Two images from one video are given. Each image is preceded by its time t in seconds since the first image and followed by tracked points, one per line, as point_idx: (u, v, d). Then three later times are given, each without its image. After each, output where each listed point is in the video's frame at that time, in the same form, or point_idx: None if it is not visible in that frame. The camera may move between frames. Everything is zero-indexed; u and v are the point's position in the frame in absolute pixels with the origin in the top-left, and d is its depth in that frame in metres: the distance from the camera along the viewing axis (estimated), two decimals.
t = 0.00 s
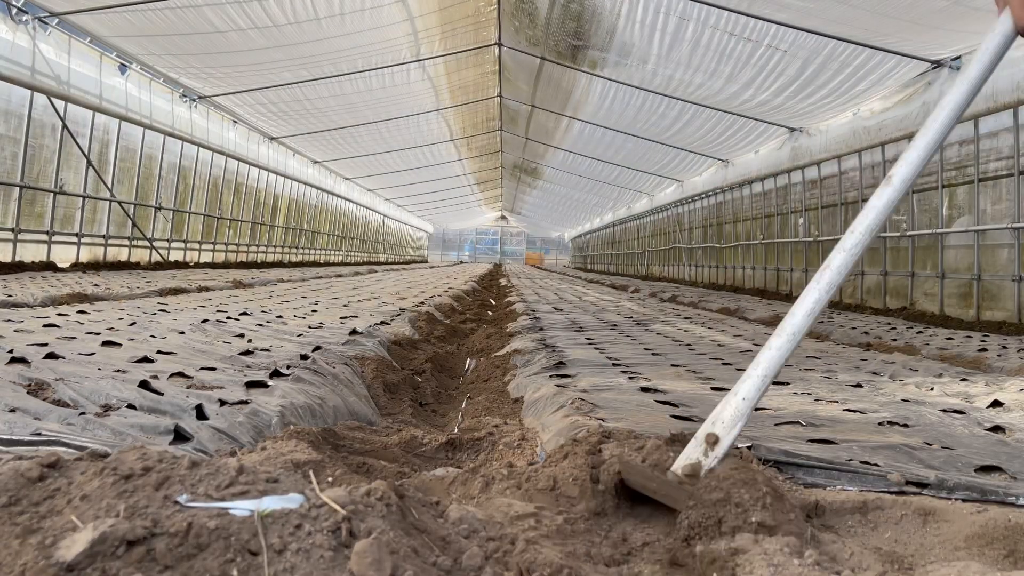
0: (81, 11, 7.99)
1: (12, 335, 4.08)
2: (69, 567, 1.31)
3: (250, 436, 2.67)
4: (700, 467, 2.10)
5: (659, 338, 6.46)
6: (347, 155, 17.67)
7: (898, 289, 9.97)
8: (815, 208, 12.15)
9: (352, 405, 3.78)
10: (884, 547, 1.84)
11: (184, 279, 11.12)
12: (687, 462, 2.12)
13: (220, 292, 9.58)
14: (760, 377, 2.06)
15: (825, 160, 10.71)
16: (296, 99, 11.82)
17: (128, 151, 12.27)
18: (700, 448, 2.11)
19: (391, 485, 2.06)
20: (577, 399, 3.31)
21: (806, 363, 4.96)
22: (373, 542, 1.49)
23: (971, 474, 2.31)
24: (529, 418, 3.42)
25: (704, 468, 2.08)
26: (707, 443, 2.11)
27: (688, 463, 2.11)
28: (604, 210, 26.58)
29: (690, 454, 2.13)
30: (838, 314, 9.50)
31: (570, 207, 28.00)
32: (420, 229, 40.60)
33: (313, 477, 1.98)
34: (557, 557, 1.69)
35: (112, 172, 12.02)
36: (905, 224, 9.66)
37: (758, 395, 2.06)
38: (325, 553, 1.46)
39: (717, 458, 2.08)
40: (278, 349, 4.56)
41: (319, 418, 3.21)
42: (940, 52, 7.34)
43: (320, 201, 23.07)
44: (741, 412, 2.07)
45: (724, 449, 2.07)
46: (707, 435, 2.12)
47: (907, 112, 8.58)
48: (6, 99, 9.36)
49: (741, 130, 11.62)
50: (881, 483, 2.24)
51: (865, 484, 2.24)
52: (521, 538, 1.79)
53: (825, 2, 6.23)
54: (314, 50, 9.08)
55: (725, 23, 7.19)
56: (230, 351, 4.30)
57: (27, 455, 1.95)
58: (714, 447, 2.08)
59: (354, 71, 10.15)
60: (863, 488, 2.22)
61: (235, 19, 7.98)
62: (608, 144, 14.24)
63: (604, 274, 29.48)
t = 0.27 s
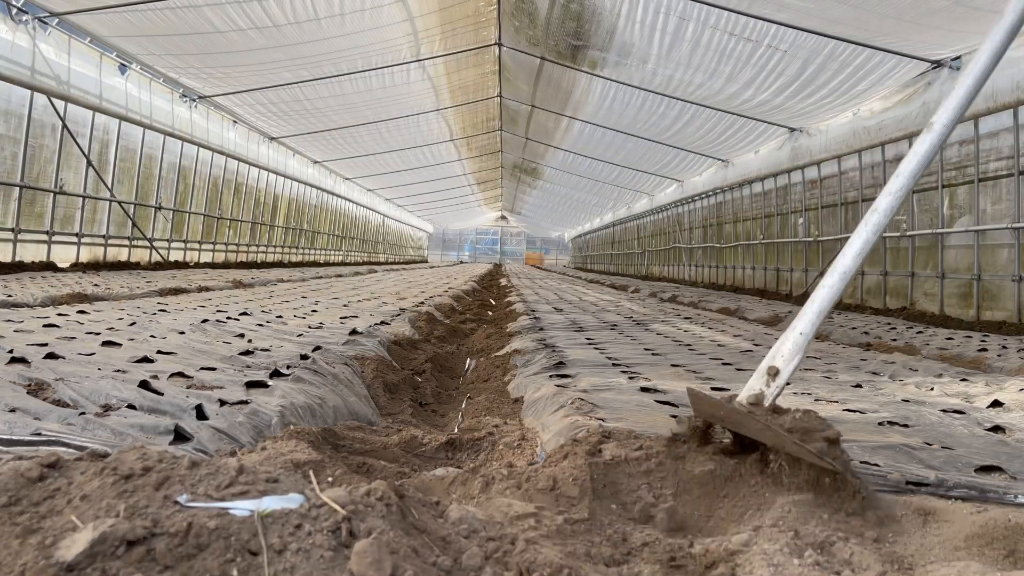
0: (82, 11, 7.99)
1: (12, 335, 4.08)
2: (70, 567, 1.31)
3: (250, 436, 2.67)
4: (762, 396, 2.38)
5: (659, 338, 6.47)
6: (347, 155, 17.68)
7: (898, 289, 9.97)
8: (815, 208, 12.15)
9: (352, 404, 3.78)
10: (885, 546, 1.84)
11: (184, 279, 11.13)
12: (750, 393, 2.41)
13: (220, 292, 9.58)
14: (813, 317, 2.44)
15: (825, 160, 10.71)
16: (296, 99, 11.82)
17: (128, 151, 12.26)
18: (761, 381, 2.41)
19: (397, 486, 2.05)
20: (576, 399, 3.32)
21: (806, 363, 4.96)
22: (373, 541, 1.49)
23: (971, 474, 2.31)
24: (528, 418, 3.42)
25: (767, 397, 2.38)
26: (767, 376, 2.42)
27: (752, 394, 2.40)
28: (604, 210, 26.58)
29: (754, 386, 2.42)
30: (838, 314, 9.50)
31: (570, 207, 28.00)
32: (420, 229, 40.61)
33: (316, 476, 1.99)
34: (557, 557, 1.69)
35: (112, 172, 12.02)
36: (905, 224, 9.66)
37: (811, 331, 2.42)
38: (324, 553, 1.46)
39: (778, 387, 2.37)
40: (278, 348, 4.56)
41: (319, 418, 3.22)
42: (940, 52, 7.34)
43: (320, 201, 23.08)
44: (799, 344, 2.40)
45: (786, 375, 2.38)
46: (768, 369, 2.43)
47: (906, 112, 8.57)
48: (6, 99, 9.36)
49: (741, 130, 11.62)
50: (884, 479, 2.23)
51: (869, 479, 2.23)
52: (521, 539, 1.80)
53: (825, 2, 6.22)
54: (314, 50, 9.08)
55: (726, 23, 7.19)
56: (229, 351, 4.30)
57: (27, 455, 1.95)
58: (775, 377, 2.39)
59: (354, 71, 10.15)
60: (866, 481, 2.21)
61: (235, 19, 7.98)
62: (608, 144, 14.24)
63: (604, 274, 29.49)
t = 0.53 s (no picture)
0: (82, 11, 8.00)
1: (12, 335, 4.08)
2: (69, 567, 1.31)
3: (249, 436, 2.67)
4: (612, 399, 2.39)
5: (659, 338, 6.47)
6: (347, 155, 17.67)
7: (898, 289, 9.97)
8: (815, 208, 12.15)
9: (352, 405, 3.78)
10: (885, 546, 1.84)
11: (184, 279, 11.13)
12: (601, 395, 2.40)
13: (220, 292, 9.58)
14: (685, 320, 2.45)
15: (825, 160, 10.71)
16: (296, 99, 11.82)
17: (128, 151, 12.26)
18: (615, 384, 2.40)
19: (397, 485, 2.06)
20: (577, 399, 3.32)
21: (806, 363, 4.96)
22: (372, 541, 1.49)
23: (972, 474, 2.31)
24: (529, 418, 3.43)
25: (615, 400, 2.37)
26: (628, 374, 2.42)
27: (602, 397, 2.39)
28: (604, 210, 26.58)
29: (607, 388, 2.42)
30: (838, 314, 9.50)
31: (570, 207, 28.00)
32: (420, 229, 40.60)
33: (316, 476, 1.99)
34: (557, 557, 1.69)
35: (112, 172, 12.03)
36: (905, 224, 9.67)
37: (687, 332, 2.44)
38: (324, 553, 1.46)
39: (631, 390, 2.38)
40: (278, 348, 4.56)
41: (320, 418, 3.22)
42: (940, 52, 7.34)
43: (320, 201, 23.07)
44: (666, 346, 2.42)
45: (639, 379, 2.36)
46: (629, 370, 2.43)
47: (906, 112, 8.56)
48: (6, 99, 9.36)
49: (741, 130, 11.62)
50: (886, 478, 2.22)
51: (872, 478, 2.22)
52: (520, 539, 1.80)
53: (825, 2, 6.22)
54: (314, 50, 9.09)
55: (726, 23, 7.19)
56: (229, 351, 4.30)
57: (27, 455, 1.95)
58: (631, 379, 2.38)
59: (354, 71, 10.15)
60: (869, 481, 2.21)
61: (235, 19, 7.98)
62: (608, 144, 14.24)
63: (605, 274, 29.49)
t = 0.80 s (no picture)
0: (82, 11, 7.99)
1: (12, 335, 4.08)
2: (69, 567, 1.31)
3: (249, 436, 2.67)
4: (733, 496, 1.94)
5: (659, 338, 6.47)
6: (347, 155, 17.66)
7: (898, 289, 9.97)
8: (815, 208, 12.15)
9: (352, 405, 3.78)
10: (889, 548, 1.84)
11: (184, 279, 11.13)
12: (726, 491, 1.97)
13: (220, 292, 9.58)
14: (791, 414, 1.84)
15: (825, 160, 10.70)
16: (296, 99, 11.82)
17: (127, 151, 12.26)
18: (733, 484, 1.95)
19: (395, 485, 2.06)
20: (577, 399, 3.32)
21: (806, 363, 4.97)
22: (372, 541, 1.49)
23: (971, 474, 2.31)
24: (529, 418, 3.44)
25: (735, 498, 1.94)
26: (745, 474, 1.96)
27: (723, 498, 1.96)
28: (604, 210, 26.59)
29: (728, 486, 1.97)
30: (838, 314, 9.49)
31: (570, 207, 28.01)
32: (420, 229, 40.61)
33: (316, 476, 1.99)
34: (557, 557, 1.70)
35: (112, 172, 12.02)
36: (905, 224, 9.67)
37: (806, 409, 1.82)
38: (324, 553, 1.46)
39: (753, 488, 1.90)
40: (278, 348, 4.56)
41: (320, 418, 3.22)
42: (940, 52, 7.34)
43: (320, 201, 23.07)
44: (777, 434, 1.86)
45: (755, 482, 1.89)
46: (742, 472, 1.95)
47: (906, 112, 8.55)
48: (6, 100, 9.36)
49: (741, 130, 11.62)
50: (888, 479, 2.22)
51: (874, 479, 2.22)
52: (519, 539, 1.80)
53: (824, 2, 6.22)
54: (314, 50, 9.09)
55: (726, 23, 7.19)
56: (229, 351, 4.30)
57: (27, 455, 1.95)
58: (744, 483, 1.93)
59: (354, 71, 10.15)
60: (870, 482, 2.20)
61: (235, 19, 7.98)
62: (608, 144, 14.24)
63: (605, 274, 29.49)
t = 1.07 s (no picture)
0: (82, 11, 7.99)
1: (12, 335, 4.08)
2: (69, 567, 1.31)
3: (249, 436, 2.67)
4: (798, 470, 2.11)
5: (659, 338, 6.47)
6: (347, 155, 17.66)
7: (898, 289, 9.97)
8: (815, 208, 12.15)
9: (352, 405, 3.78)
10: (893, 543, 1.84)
11: (184, 279, 11.13)
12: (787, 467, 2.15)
13: (220, 292, 9.58)
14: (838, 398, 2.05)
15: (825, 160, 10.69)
16: (296, 99, 11.82)
17: (127, 151, 12.26)
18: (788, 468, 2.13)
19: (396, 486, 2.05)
20: (577, 399, 3.32)
21: (806, 363, 4.97)
22: (373, 541, 1.49)
23: (971, 474, 2.31)
24: (530, 417, 3.44)
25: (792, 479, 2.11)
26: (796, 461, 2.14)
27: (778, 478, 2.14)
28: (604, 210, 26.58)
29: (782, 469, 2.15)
30: (838, 314, 9.49)
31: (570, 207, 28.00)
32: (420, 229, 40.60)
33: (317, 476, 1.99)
34: (557, 557, 1.70)
35: (112, 172, 12.02)
36: (905, 224, 9.67)
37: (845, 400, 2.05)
38: (325, 553, 1.46)
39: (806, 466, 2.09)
40: (278, 348, 4.56)
41: (320, 418, 3.22)
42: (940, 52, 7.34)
43: (320, 201, 23.06)
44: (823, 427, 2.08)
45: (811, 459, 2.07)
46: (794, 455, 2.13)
47: (906, 112, 8.54)
48: (6, 100, 9.37)
49: (741, 130, 11.62)
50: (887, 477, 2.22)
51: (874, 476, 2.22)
52: (519, 539, 1.80)
53: (824, 2, 6.21)
54: (314, 50, 9.09)
55: (725, 23, 7.18)
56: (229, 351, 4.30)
57: (27, 455, 1.95)
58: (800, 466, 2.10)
59: (354, 71, 10.15)
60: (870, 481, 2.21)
61: (235, 19, 7.98)
62: (608, 144, 14.23)
63: (605, 274, 29.48)
